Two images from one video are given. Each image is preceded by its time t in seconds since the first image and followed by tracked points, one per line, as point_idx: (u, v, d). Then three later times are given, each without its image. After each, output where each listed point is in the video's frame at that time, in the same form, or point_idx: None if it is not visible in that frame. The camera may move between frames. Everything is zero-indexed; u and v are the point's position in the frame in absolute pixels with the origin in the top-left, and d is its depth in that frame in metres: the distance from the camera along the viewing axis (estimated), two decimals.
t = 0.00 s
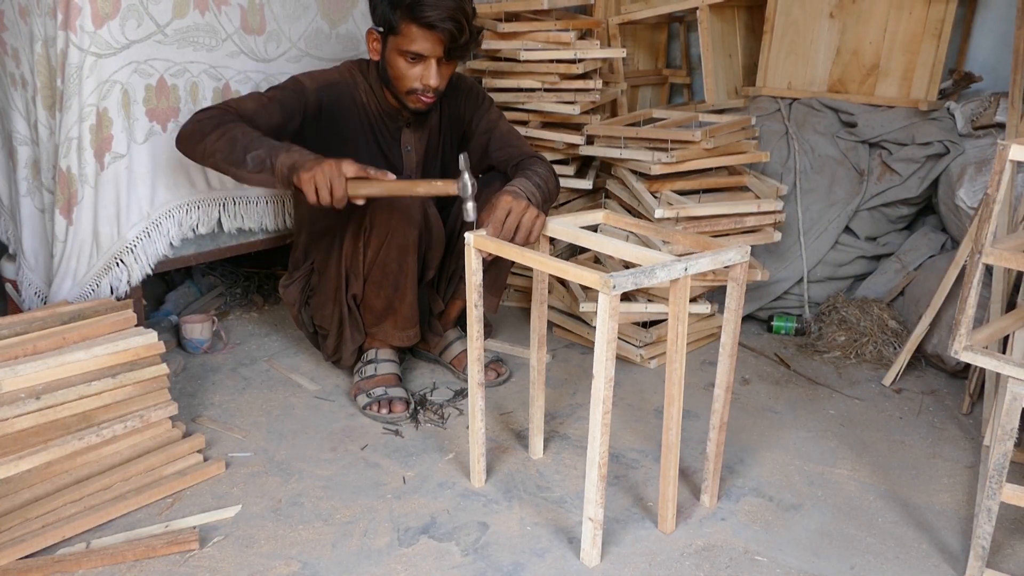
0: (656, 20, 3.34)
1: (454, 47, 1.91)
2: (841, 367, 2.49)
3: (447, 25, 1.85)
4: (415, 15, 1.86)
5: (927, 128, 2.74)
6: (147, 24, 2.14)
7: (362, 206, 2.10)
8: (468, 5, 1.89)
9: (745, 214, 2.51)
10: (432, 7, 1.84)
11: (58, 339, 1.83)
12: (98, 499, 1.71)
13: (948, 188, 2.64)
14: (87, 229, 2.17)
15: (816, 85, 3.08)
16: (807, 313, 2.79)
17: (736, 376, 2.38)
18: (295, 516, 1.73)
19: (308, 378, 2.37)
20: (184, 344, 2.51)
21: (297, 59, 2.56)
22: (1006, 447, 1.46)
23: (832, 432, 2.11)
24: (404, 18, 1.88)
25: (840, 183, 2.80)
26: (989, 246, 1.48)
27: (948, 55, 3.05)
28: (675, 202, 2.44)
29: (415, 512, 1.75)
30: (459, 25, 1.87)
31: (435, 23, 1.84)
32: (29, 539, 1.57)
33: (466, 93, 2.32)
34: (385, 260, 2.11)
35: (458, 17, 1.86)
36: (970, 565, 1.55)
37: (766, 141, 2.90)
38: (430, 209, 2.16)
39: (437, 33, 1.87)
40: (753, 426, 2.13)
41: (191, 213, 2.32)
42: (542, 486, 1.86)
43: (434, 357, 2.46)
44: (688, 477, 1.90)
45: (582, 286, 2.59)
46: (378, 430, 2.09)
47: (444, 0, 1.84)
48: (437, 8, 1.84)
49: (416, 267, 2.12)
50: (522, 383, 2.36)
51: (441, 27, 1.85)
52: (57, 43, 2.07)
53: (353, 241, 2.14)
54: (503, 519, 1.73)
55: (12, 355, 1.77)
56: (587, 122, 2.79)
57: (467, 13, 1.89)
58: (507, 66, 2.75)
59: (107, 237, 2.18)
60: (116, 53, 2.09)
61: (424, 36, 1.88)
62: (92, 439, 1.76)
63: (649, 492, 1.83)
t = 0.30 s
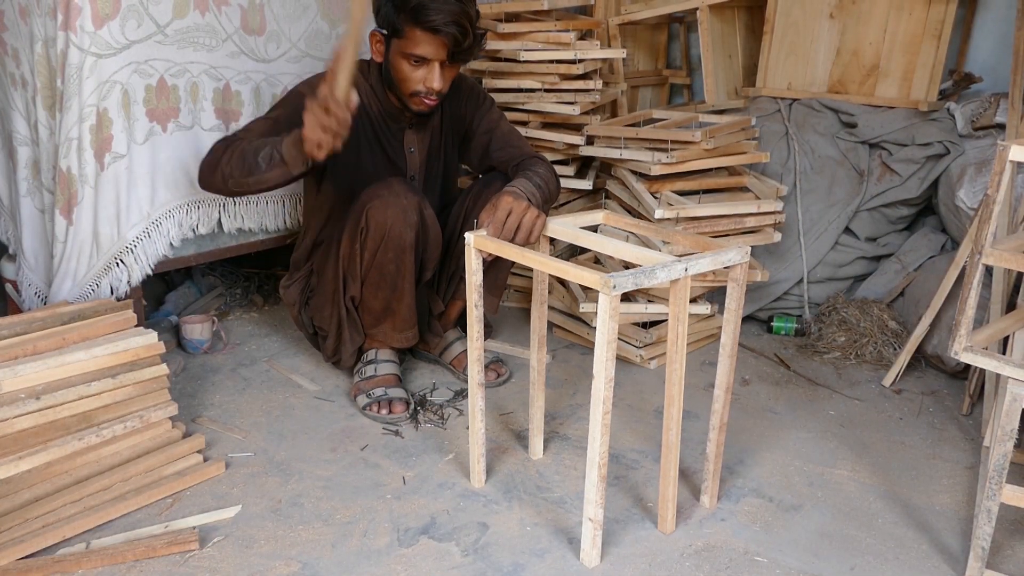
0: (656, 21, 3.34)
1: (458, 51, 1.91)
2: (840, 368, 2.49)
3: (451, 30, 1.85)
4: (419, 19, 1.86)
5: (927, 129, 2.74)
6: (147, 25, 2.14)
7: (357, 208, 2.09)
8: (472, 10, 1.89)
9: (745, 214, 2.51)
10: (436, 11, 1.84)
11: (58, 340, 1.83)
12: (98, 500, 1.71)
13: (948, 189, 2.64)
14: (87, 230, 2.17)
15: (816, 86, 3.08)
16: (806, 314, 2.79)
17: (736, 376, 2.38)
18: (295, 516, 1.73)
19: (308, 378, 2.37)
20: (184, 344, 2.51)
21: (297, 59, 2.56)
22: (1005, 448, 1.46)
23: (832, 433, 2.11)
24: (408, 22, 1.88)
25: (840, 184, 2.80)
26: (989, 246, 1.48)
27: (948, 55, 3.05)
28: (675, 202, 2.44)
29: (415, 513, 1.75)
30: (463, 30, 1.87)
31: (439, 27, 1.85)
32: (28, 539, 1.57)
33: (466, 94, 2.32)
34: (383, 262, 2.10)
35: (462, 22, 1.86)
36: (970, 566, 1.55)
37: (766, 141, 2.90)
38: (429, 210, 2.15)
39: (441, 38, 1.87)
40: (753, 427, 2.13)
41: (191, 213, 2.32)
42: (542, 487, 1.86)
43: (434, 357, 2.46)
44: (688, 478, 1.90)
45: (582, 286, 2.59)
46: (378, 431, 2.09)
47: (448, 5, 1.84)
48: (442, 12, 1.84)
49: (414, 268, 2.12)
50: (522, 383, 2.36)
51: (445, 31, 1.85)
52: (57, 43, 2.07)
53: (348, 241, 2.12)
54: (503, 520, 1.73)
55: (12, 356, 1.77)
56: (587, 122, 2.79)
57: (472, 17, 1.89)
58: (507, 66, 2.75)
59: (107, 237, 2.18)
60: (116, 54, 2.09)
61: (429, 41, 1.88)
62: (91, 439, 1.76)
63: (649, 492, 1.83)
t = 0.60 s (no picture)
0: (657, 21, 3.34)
1: (458, 56, 1.90)
2: (841, 368, 2.49)
3: (451, 35, 1.84)
4: (420, 22, 1.85)
5: (928, 129, 2.74)
6: (148, 25, 2.14)
7: (358, 205, 2.09)
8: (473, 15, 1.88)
9: (745, 214, 2.51)
10: (437, 16, 1.83)
11: (58, 340, 1.83)
12: (99, 500, 1.71)
13: (949, 189, 2.64)
14: (87, 230, 2.17)
15: (817, 86, 3.08)
16: (807, 314, 2.79)
17: (736, 376, 2.37)
18: (295, 516, 1.73)
19: (308, 378, 2.37)
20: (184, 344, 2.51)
21: (297, 59, 2.56)
22: (1006, 448, 1.46)
23: (833, 433, 2.11)
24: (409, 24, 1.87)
25: (841, 183, 2.80)
26: (990, 247, 1.48)
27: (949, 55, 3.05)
28: (676, 202, 2.44)
29: (416, 513, 1.75)
30: (465, 35, 1.87)
31: (441, 32, 1.84)
32: (29, 540, 1.57)
33: (467, 94, 2.31)
34: (384, 261, 2.10)
35: (463, 27, 1.86)
36: (972, 567, 1.54)
37: (766, 142, 2.90)
38: (430, 209, 2.15)
39: (442, 42, 1.86)
40: (753, 427, 2.13)
41: (191, 213, 2.32)
42: (542, 487, 1.85)
43: (435, 357, 2.46)
44: (688, 478, 1.90)
45: (583, 286, 2.59)
46: (378, 430, 2.09)
47: (449, 9, 1.84)
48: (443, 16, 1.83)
49: (415, 267, 2.11)
50: (522, 383, 2.36)
51: (446, 36, 1.84)
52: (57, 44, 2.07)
53: (349, 238, 2.11)
54: (504, 520, 1.73)
55: (12, 356, 1.76)
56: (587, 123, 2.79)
57: (474, 23, 1.89)
58: (507, 66, 2.75)
59: (107, 238, 2.18)
60: (116, 54, 2.09)
61: (430, 45, 1.87)
62: (91, 440, 1.75)
63: (650, 493, 1.83)
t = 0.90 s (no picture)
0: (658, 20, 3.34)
1: (452, 46, 1.90)
2: (842, 367, 2.49)
3: (445, 24, 1.85)
4: (414, 12, 1.86)
5: (929, 128, 2.74)
6: (148, 24, 2.14)
7: (366, 204, 2.10)
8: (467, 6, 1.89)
9: (746, 214, 2.51)
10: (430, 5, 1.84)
11: (58, 340, 1.83)
12: (98, 500, 1.71)
13: (950, 188, 2.64)
14: (87, 230, 2.17)
15: (818, 85, 3.07)
16: (807, 314, 2.79)
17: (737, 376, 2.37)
18: (296, 516, 1.73)
19: (308, 378, 2.37)
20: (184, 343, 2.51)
21: (298, 58, 2.56)
22: (1008, 447, 1.45)
23: (833, 432, 2.11)
24: (403, 16, 1.88)
25: (842, 183, 2.80)
26: (992, 246, 1.48)
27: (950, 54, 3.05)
28: (677, 202, 2.44)
29: (416, 513, 1.75)
30: (458, 24, 1.87)
31: (434, 21, 1.85)
32: (29, 540, 1.57)
33: (468, 93, 2.32)
34: (388, 259, 2.10)
35: (457, 17, 1.87)
36: (972, 566, 1.54)
37: (767, 141, 2.90)
38: (434, 210, 2.16)
39: (436, 31, 1.87)
40: (754, 427, 2.13)
41: (191, 213, 2.32)
42: (543, 487, 1.85)
43: (435, 357, 2.46)
44: (689, 478, 1.89)
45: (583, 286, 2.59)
46: (378, 429, 2.09)
47: None
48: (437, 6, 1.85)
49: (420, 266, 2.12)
50: (522, 383, 2.36)
51: (440, 25, 1.85)
52: (56, 42, 2.07)
53: (354, 237, 2.13)
54: (504, 520, 1.73)
55: (12, 356, 1.76)
56: (587, 122, 2.78)
57: (467, 13, 1.90)
58: (508, 65, 2.75)
59: (107, 237, 2.17)
60: (116, 53, 2.09)
61: (423, 36, 1.87)
62: (91, 440, 1.75)
63: (650, 493, 1.83)
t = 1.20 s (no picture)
0: (659, 18, 3.34)
1: (391, 51, 1.85)
2: (842, 366, 2.49)
3: (381, 29, 1.80)
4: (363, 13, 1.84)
5: (930, 126, 2.74)
6: (148, 22, 2.14)
7: (374, 200, 2.09)
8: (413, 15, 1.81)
9: (746, 213, 2.50)
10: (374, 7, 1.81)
11: (58, 339, 1.83)
12: (99, 499, 1.71)
13: (951, 187, 2.64)
14: (88, 228, 2.17)
15: (818, 83, 3.07)
16: (808, 312, 2.78)
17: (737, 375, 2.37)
18: (296, 514, 1.73)
19: (309, 376, 2.37)
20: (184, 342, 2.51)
21: (298, 56, 2.56)
22: (1008, 446, 1.45)
23: (834, 431, 2.10)
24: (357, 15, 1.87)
25: (843, 182, 2.79)
26: (992, 245, 1.48)
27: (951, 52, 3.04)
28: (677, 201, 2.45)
29: (416, 512, 1.75)
30: (395, 32, 1.81)
31: (374, 25, 1.81)
32: (29, 539, 1.57)
33: (466, 85, 2.31)
34: (394, 257, 2.11)
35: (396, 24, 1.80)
36: (973, 565, 1.54)
37: (767, 140, 2.89)
38: (444, 209, 2.15)
39: (374, 35, 1.83)
40: (755, 425, 2.12)
41: (192, 211, 2.30)
42: (543, 486, 1.85)
43: (436, 355, 2.46)
44: (689, 477, 1.89)
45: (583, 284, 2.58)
46: (378, 428, 2.09)
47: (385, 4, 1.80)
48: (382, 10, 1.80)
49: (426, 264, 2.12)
50: (523, 381, 2.36)
51: (376, 29, 1.81)
52: (56, 41, 2.07)
53: (361, 232, 2.12)
54: (505, 518, 1.73)
55: (13, 354, 1.77)
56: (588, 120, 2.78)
57: (415, 23, 1.82)
58: (509, 63, 2.75)
59: (107, 235, 2.17)
60: (116, 52, 2.09)
61: (365, 38, 1.84)
62: (90, 439, 1.75)
63: (650, 491, 1.83)
